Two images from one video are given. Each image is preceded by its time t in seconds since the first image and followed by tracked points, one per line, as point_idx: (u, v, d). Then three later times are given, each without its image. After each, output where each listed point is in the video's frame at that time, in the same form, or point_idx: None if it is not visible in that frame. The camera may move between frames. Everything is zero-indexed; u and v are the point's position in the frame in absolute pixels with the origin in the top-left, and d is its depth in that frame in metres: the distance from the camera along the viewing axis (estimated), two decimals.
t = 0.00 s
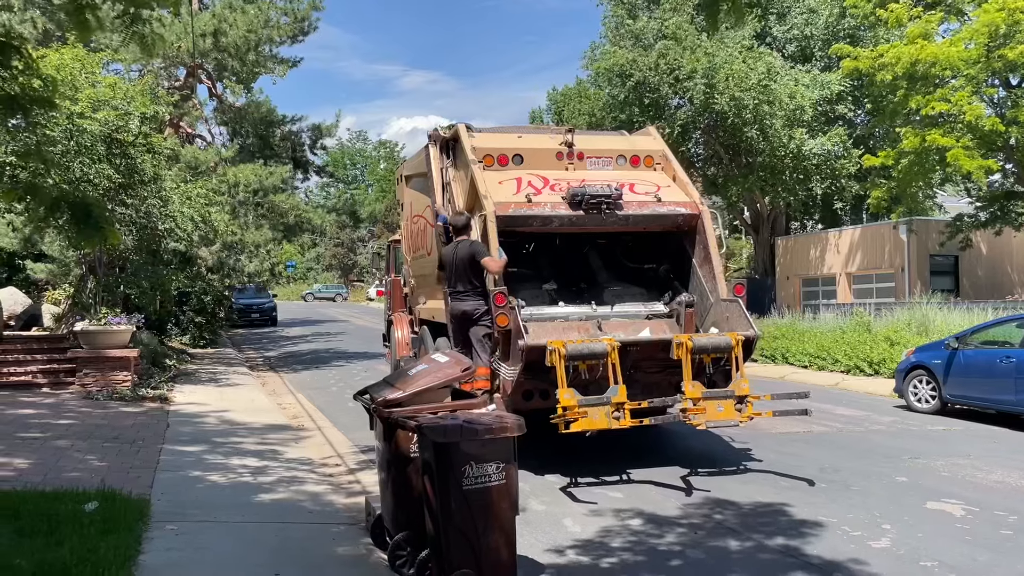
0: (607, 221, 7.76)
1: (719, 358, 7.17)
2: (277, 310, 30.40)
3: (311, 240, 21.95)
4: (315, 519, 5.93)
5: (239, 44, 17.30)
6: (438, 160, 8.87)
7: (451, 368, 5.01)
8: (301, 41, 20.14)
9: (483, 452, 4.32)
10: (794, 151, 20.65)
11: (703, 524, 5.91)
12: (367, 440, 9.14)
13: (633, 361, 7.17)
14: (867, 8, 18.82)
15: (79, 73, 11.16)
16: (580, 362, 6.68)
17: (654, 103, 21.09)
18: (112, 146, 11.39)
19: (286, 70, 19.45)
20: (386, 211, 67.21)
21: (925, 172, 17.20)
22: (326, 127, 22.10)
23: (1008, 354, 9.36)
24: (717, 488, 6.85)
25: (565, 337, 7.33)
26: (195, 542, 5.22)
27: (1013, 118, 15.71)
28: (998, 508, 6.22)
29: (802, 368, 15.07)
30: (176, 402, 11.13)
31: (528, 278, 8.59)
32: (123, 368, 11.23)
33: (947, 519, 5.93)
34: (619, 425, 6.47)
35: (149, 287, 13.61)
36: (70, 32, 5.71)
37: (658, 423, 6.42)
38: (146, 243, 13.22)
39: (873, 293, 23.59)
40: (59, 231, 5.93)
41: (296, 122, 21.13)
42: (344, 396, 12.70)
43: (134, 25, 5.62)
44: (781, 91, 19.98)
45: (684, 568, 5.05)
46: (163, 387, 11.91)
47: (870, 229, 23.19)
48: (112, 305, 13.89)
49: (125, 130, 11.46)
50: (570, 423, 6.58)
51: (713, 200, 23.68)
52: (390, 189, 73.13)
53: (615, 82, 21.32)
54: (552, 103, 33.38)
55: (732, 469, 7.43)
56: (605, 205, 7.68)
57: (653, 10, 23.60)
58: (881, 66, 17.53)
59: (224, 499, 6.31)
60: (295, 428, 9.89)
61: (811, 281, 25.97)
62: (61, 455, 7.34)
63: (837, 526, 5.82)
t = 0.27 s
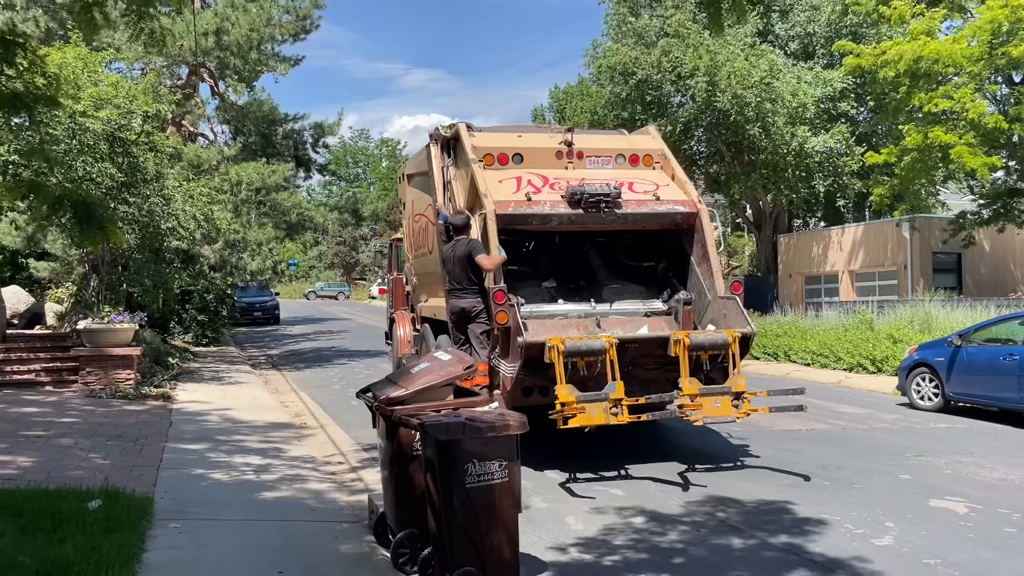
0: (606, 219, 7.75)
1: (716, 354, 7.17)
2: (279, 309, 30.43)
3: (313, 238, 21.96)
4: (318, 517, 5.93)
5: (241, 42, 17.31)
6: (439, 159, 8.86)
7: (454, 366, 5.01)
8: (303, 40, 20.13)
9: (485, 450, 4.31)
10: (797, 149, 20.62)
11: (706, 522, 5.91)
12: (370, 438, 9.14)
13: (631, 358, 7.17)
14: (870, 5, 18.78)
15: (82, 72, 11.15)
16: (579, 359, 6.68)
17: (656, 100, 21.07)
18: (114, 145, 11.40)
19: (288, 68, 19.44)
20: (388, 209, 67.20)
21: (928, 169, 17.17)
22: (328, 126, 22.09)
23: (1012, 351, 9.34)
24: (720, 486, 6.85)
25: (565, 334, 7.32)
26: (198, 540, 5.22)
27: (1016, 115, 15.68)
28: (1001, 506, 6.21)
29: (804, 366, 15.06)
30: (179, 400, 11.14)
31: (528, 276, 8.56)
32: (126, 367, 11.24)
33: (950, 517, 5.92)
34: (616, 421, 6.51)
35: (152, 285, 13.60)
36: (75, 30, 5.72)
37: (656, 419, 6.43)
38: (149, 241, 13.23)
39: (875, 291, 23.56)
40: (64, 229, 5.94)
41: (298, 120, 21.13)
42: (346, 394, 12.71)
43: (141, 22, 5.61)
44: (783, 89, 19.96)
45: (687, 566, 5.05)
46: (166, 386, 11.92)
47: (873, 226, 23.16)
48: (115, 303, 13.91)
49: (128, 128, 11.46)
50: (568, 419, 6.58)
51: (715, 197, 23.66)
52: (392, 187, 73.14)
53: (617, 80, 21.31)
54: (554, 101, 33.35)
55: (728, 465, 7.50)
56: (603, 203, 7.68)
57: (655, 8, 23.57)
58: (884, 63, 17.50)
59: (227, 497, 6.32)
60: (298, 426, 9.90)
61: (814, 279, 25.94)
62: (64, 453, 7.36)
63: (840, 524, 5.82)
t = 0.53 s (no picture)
0: (604, 218, 7.75)
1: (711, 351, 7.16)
2: (282, 307, 30.46)
3: (316, 236, 21.97)
4: (321, 515, 5.94)
5: (244, 40, 17.33)
6: (440, 159, 8.87)
7: (456, 364, 5.01)
8: (306, 38, 20.13)
9: (489, 448, 4.32)
10: (800, 146, 20.59)
11: (709, 520, 5.91)
12: (373, 436, 9.15)
13: (628, 355, 7.18)
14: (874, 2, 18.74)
15: (85, 71, 11.14)
16: (576, 355, 6.69)
17: (659, 98, 21.06)
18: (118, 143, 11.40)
19: (291, 67, 19.44)
20: (391, 207, 67.20)
21: (932, 167, 17.13)
22: (331, 124, 22.10)
23: (1015, 349, 9.32)
24: (723, 484, 6.84)
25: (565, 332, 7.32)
26: (202, 537, 5.24)
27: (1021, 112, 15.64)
28: (1005, 504, 6.20)
29: (807, 364, 15.04)
30: (182, 398, 11.16)
31: (528, 274, 8.55)
32: (130, 365, 11.26)
33: (953, 515, 5.92)
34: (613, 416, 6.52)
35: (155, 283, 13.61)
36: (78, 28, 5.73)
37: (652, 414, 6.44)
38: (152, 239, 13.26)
39: (878, 289, 23.53)
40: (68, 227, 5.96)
41: (301, 118, 21.15)
42: (349, 392, 12.71)
43: (144, 20, 5.64)
44: (787, 86, 19.95)
45: (690, 564, 5.05)
46: (169, 384, 11.94)
47: (876, 224, 23.12)
48: (119, 301, 13.93)
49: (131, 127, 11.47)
50: (565, 414, 6.60)
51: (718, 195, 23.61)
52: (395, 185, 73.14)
53: (621, 77, 21.30)
54: (557, 99, 33.32)
55: (723, 460, 7.58)
56: (602, 203, 7.68)
57: (658, 5, 23.54)
58: (887, 60, 17.46)
59: (231, 494, 6.33)
60: (302, 424, 9.91)
61: (817, 277, 25.90)
62: (69, 451, 7.38)
63: (843, 521, 5.81)
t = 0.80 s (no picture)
0: (600, 217, 7.75)
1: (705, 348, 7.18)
2: (286, 305, 30.49)
3: (319, 234, 21.97)
4: (325, 512, 5.95)
5: (248, 39, 17.35)
6: (441, 159, 8.91)
7: (460, 363, 5.03)
8: (309, 36, 20.14)
9: (493, 446, 4.32)
10: (804, 144, 20.54)
11: (713, 518, 5.90)
12: (377, 434, 9.16)
13: (623, 351, 7.20)
14: None
15: (90, 69, 11.15)
16: (572, 351, 6.70)
17: (663, 95, 21.03)
18: (122, 142, 11.41)
19: (294, 65, 19.45)
20: (394, 206, 67.19)
21: (936, 164, 17.08)
22: (335, 122, 22.11)
23: (1020, 348, 9.31)
24: (727, 482, 6.84)
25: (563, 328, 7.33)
26: (207, 535, 5.24)
27: None
28: (1009, 502, 6.19)
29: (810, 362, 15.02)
30: (186, 396, 11.18)
31: (526, 272, 8.54)
32: (134, 362, 11.28)
33: (958, 514, 5.90)
34: (608, 411, 6.54)
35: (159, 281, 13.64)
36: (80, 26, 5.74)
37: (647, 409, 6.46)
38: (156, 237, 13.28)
39: (882, 287, 23.49)
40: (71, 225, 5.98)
41: (305, 117, 21.16)
42: (353, 390, 12.72)
43: (144, 18, 5.65)
44: (791, 84, 19.93)
45: (694, 562, 5.05)
46: (173, 381, 11.96)
47: (880, 222, 23.07)
48: (123, 299, 13.95)
49: (135, 125, 11.49)
50: (561, 409, 6.62)
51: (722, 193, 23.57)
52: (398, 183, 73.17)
53: (625, 75, 21.27)
54: (560, 97, 33.29)
55: (717, 455, 7.70)
56: (598, 202, 7.68)
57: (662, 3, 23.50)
58: (891, 58, 17.41)
59: (235, 492, 6.34)
60: (305, 422, 9.92)
61: (821, 275, 25.86)
62: (73, 448, 7.40)
63: (847, 520, 5.81)
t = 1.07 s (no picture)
0: (596, 217, 7.74)
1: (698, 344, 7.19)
2: (290, 302, 30.51)
3: (323, 232, 21.97)
4: (329, 510, 5.95)
5: (252, 37, 17.36)
6: (443, 159, 8.93)
7: (465, 360, 5.03)
8: (313, 34, 20.12)
9: (497, 445, 4.32)
10: (809, 142, 20.48)
11: (718, 517, 5.90)
12: (381, 432, 9.16)
13: (617, 347, 7.22)
14: None
15: (94, 68, 11.16)
16: (567, 347, 6.72)
17: (667, 93, 20.98)
18: (127, 140, 11.41)
19: (299, 63, 19.45)
20: (398, 204, 67.17)
21: (941, 162, 17.01)
22: (339, 120, 22.11)
23: None
24: (731, 480, 6.84)
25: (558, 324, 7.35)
26: (212, 533, 5.25)
27: None
28: (1014, 501, 6.17)
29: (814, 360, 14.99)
30: (191, 394, 11.20)
31: (524, 271, 8.56)
32: (138, 360, 11.29)
33: (963, 513, 5.89)
34: (602, 405, 6.57)
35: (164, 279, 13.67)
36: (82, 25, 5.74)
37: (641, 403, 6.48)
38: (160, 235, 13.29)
39: (887, 285, 23.43)
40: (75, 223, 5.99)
41: (309, 115, 21.16)
42: (357, 388, 12.72)
43: (146, 16, 5.65)
44: (795, 82, 19.92)
45: (699, 560, 5.05)
46: (177, 379, 11.98)
47: (885, 220, 23.00)
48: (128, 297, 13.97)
49: (139, 123, 11.49)
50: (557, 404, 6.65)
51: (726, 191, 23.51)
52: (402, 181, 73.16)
53: (629, 72, 21.23)
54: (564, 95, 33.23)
55: (711, 449, 7.81)
56: (594, 202, 7.68)
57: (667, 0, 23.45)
58: (896, 55, 17.34)
59: (239, 490, 6.34)
60: (309, 420, 9.93)
61: (825, 273, 25.81)
62: (78, 446, 7.41)
63: (852, 519, 5.80)
